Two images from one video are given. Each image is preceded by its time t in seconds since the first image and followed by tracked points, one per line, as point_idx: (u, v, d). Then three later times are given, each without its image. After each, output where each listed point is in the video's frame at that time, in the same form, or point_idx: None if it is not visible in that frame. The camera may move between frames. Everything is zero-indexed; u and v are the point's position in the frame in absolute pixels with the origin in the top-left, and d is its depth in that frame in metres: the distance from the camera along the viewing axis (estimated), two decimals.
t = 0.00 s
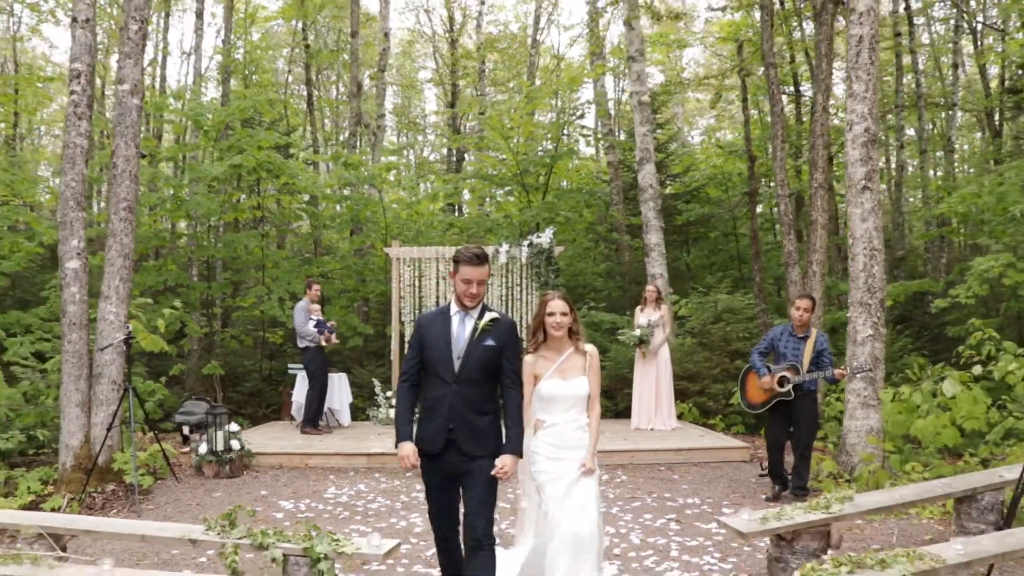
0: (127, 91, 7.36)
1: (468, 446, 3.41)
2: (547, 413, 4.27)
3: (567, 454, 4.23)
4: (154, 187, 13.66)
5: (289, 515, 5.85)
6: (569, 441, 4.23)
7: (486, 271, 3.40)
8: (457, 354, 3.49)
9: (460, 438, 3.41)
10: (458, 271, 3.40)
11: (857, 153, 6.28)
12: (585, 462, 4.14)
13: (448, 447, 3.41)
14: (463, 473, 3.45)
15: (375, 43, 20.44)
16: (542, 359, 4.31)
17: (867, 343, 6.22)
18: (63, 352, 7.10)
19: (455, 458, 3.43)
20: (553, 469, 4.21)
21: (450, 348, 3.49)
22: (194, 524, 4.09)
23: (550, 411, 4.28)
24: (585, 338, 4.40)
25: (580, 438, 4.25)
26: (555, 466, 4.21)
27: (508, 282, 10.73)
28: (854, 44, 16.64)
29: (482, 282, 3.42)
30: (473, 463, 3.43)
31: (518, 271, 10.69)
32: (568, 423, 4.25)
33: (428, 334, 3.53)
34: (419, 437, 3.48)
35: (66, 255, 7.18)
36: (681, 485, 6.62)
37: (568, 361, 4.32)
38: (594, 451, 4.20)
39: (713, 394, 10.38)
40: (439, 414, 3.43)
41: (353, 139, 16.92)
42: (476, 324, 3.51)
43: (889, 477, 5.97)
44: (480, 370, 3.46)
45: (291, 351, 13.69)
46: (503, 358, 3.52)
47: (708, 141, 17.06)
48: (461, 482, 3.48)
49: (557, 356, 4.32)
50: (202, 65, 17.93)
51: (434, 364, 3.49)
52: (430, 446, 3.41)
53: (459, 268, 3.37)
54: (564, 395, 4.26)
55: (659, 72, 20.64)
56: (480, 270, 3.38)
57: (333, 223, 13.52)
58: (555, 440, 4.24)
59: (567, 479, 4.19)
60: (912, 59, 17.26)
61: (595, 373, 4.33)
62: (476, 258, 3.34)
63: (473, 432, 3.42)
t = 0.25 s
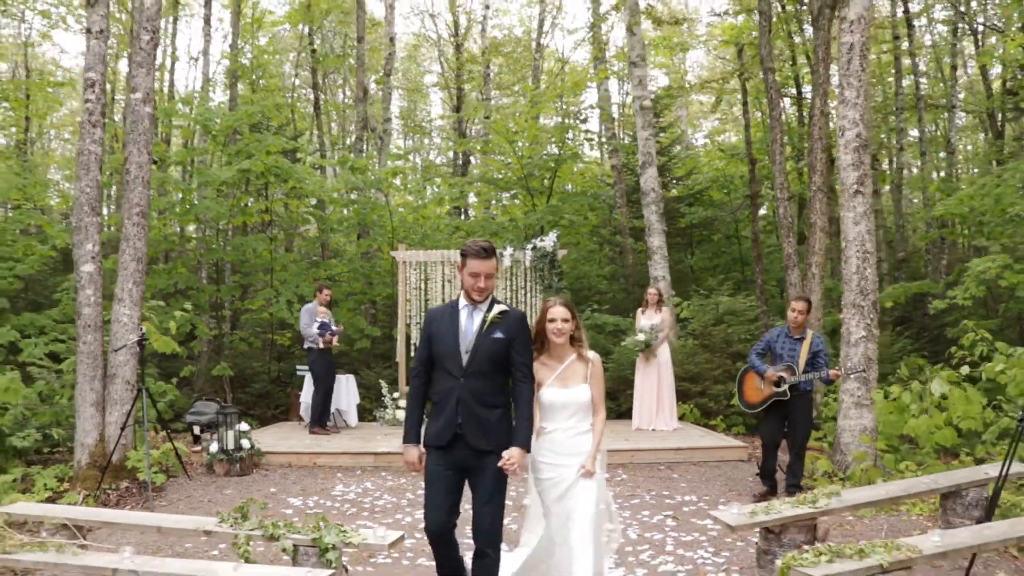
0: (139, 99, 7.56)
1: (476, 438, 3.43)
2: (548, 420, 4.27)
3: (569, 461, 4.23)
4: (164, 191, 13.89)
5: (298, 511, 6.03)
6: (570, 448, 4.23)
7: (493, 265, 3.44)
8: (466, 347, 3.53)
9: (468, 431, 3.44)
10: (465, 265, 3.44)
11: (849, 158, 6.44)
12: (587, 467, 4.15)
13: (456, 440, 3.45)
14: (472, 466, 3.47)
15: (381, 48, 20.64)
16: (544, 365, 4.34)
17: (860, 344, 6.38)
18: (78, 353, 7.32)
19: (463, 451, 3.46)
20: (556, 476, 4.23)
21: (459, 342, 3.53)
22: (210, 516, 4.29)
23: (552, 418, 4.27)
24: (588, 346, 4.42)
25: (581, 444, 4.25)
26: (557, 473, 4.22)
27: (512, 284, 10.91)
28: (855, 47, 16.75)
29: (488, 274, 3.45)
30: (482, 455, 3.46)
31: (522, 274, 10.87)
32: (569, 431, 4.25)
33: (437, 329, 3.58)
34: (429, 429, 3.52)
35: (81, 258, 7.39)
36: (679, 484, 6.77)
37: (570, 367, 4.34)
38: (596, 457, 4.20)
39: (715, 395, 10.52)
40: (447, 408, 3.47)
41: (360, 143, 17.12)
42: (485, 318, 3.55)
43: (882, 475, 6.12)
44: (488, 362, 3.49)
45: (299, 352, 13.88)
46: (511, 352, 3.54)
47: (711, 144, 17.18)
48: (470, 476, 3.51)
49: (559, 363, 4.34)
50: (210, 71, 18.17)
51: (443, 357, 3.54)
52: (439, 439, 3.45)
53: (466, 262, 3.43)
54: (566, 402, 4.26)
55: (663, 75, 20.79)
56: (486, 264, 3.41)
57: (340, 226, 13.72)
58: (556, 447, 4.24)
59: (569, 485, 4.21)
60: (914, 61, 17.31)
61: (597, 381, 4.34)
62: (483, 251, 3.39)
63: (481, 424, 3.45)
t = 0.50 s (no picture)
0: (153, 107, 7.77)
1: (486, 443, 3.40)
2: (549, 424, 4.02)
3: (569, 469, 3.97)
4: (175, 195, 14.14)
5: (307, 507, 6.23)
6: (571, 455, 3.97)
7: (494, 267, 3.35)
8: (471, 352, 3.45)
9: (477, 436, 3.39)
10: (466, 268, 3.35)
11: (843, 165, 6.61)
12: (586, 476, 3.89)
13: (466, 446, 3.40)
14: (482, 472, 3.43)
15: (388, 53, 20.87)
16: (547, 366, 4.09)
17: (854, 346, 6.52)
18: (93, 354, 7.53)
19: (472, 456, 3.42)
20: (553, 483, 3.97)
21: (464, 346, 3.46)
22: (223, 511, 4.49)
23: (554, 423, 4.02)
24: (596, 349, 4.15)
25: (582, 452, 3.99)
26: (555, 479, 3.98)
27: (517, 287, 11.09)
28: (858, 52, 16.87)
29: (490, 277, 3.38)
30: (490, 460, 3.43)
31: (526, 277, 11.05)
32: (570, 437, 3.99)
33: (441, 334, 3.50)
34: (435, 435, 3.47)
35: (96, 262, 7.61)
36: (678, 482, 6.93)
37: (574, 371, 4.08)
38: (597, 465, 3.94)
39: (716, 396, 10.67)
40: (455, 413, 3.41)
41: (367, 148, 17.35)
42: (489, 322, 3.48)
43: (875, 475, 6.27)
44: (494, 367, 3.42)
45: (307, 354, 14.08)
46: (517, 355, 3.47)
47: (715, 147, 17.32)
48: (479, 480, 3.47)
49: (563, 366, 4.08)
50: (220, 77, 18.43)
51: (447, 362, 3.47)
52: (448, 446, 3.40)
53: (467, 265, 3.35)
54: (568, 407, 4.00)
55: (668, 79, 20.96)
56: (488, 267, 3.33)
57: (347, 229, 13.94)
58: (555, 453, 3.99)
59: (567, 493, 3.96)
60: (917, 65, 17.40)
61: (602, 387, 4.07)
62: (484, 255, 3.32)
63: (490, 429, 3.40)
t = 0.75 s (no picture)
0: (165, 114, 7.96)
1: (490, 456, 3.26)
2: (554, 421, 4.09)
3: (573, 464, 4.04)
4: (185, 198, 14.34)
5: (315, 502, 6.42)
6: (576, 451, 4.05)
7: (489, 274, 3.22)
8: (470, 363, 3.32)
9: (481, 450, 3.25)
10: (459, 277, 3.20)
11: (840, 171, 6.76)
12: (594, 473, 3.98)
13: (469, 461, 3.25)
14: (487, 486, 3.29)
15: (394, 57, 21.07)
16: (551, 363, 4.15)
17: (849, 348, 6.68)
18: (107, 355, 7.73)
19: (475, 471, 3.27)
20: (557, 478, 4.06)
21: (462, 357, 3.32)
22: (237, 505, 4.69)
23: (556, 419, 4.10)
24: (599, 345, 4.24)
25: (588, 448, 4.07)
26: (559, 475, 4.05)
27: (521, 290, 11.26)
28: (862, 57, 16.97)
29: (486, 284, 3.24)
30: (494, 473, 3.30)
31: (530, 280, 11.22)
32: (575, 433, 4.07)
33: (437, 346, 3.34)
34: (435, 450, 3.32)
35: (109, 265, 7.80)
36: (677, 480, 7.09)
37: (578, 366, 4.15)
38: (603, 462, 4.03)
39: (717, 397, 10.82)
40: (457, 427, 3.26)
41: (374, 151, 17.54)
42: (487, 331, 3.35)
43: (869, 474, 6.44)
44: (495, 376, 3.30)
45: (314, 355, 14.28)
46: (517, 364, 3.35)
47: (718, 151, 17.45)
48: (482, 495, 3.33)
49: (567, 362, 4.16)
50: (228, 81, 18.64)
51: (445, 374, 3.31)
52: (451, 462, 3.25)
53: (458, 273, 3.17)
54: (572, 403, 4.08)
55: (673, 83, 21.10)
56: (483, 275, 3.19)
57: (354, 232, 14.13)
58: (560, 449, 4.06)
59: (572, 489, 4.04)
60: (920, 69, 17.49)
61: (606, 383, 4.15)
62: (478, 263, 3.15)
63: (494, 442, 3.27)
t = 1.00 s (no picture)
0: (177, 119, 8.15)
1: (487, 447, 3.34)
2: (560, 433, 4.03)
3: (582, 479, 3.97)
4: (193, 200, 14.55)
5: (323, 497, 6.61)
6: (585, 464, 3.97)
7: (493, 264, 3.32)
8: (470, 353, 3.41)
9: (478, 440, 3.34)
10: (464, 265, 3.31)
11: (836, 177, 6.93)
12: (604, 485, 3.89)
13: (466, 449, 3.35)
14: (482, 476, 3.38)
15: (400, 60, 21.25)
16: (555, 375, 4.11)
17: (844, 350, 6.85)
18: (119, 354, 7.91)
19: (471, 460, 3.35)
20: (566, 494, 3.97)
21: (462, 347, 3.41)
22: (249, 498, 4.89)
23: (563, 432, 4.04)
24: (604, 356, 4.16)
25: (597, 460, 3.99)
26: (568, 489, 3.96)
27: (524, 291, 11.44)
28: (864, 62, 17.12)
29: (489, 275, 3.34)
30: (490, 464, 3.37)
31: (533, 282, 11.39)
32: (582, 446, 3.99)
33: (438, 335, 3.44)
34: (432, 439, 3.40)
35: (123, 266, 7.98)
36: (675, 478, 7.26)
37: (583, 378, 4.09)
38: (614, 474, 3.94)
39: (716, 398, 10.99)
40: (455, 417, 3.35)
41: (379, 153, 17.75)
42: (488, 322, 3.44)
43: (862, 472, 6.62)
44: (494, 368, 3.39)
45: (320, 355, 14.46)
46: (517, 356, 3.44)
47: (721, 155, 17.61)
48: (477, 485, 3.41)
49: (572, 374, 4.10)
50: (235, 83, 18.86)
51: (445, 364, 3.41)
52: (449, 449, 3.34)
53: (463, 263, 3.29)
54: (578, 415, 4.02)
55: (676, 86, 21.26)
56: (487, 264, 3.30)
57: (360, 234, 14.32)
58: (569, 462, 3.99)
59: (582, 503, 3.93)
60: (922, 74, 17.63)
61: (611, 393, 4.08)
62: (482, 252, 3.28)
63: (490, 433, 3.35)
